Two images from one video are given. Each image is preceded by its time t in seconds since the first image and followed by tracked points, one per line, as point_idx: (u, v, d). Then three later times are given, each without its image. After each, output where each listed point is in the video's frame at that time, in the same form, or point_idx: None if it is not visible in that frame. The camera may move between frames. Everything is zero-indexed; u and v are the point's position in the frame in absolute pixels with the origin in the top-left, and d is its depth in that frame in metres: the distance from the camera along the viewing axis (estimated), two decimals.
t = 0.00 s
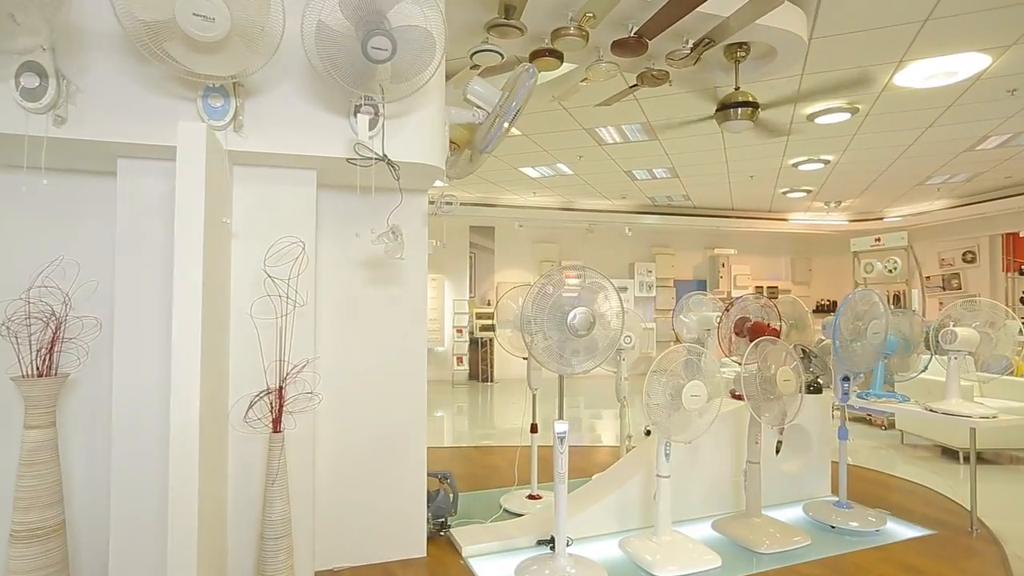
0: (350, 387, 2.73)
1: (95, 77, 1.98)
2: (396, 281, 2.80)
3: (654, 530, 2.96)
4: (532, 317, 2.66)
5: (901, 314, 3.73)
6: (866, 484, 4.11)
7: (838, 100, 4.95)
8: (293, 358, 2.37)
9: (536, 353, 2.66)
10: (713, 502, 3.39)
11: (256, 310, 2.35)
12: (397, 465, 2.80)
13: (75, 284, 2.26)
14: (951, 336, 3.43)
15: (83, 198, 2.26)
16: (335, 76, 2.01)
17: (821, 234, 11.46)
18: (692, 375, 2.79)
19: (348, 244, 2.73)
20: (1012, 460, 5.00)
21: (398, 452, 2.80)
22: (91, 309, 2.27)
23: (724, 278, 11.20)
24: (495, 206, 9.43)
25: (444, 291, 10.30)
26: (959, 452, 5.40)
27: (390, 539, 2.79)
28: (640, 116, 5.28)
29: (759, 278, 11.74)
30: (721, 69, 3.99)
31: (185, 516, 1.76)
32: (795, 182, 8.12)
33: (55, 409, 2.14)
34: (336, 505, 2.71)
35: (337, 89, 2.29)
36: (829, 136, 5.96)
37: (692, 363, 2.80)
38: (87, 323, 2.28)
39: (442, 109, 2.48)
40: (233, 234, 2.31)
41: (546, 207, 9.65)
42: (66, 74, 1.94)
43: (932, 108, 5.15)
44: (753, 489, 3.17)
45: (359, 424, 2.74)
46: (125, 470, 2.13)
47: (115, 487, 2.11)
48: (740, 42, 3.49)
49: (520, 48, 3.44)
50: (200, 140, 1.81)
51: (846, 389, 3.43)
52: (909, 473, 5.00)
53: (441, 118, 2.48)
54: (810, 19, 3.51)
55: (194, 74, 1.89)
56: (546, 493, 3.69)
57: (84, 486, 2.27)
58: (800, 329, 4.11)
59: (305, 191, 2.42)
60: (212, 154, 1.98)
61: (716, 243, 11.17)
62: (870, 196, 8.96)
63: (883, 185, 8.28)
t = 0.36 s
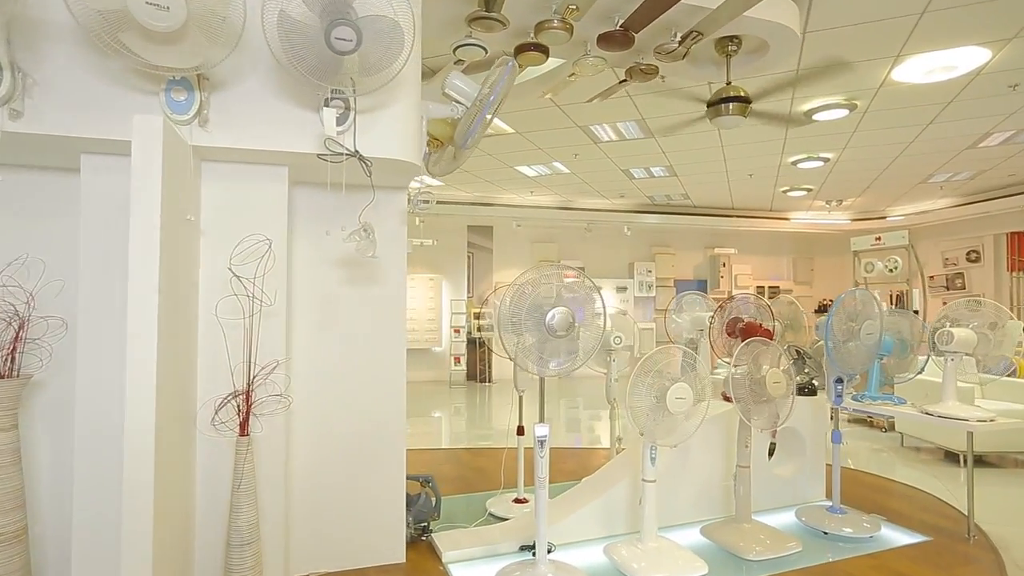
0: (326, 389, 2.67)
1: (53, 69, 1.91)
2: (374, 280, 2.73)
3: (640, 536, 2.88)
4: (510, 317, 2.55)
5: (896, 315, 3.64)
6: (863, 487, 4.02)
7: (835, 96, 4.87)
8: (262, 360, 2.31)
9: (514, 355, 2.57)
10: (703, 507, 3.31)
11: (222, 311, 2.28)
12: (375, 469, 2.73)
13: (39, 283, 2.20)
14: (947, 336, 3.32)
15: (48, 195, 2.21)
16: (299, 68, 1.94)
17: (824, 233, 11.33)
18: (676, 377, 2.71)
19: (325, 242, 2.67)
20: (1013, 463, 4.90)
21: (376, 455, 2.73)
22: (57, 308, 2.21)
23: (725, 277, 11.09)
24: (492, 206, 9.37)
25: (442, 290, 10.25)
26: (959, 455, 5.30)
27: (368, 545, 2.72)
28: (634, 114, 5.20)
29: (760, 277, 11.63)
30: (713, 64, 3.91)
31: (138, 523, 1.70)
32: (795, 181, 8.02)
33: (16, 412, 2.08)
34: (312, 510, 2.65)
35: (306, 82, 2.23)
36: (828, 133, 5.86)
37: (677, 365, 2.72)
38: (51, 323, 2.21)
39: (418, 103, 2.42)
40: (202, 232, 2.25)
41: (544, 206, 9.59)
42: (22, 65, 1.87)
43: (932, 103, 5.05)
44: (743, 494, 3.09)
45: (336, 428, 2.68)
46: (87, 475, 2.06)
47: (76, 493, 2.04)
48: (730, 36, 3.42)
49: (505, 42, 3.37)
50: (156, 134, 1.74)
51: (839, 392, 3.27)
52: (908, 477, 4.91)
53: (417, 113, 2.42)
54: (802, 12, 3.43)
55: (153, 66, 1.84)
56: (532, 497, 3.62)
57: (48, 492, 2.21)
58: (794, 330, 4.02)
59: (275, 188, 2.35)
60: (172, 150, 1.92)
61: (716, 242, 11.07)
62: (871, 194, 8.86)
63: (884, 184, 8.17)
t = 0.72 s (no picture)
0: (305, 391, 2.62)
1: (12, 61, 1.85)
2: (353, 279, 2.69)
3: (626, 543, 2.80)
4: (489, 319, 2.45)
5: (894, 315, 3.54)
6: (861, 491, 3.92)
7: (835, 92, 4.77)
8: (233, 361, 2.25)
9: (496, 358, 2.46)
10: (694, 511, 3.24)
11: (191, 310, 2.22)
12: (355, 473, 2.67)
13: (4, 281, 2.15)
14: (945, 337, 3.21)
15: (16, 191, 2.17)
16: (265, 60, 1.88)
17: (828, 232, 11.21)
18: (662, 379, 2.63)
19: (303, 241, 2.62)
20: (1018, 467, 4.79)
21: (355, 458, 2.67)
22: (25, 307, 2.16)
23: (727, 277, 10.99)
24: (492, 205, 9.31)
25: (442, 290, 10.24)
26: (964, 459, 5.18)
27: (348, 550, 2.66)
28: (630, 110, 5.13)
29: (763, 277, 11.52)
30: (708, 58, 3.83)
31: (94, 530, 1.65)
32: (797, 179, 7.91)
33: None
34: (290, 514, 2.59)
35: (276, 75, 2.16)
36: (829, 130, 5.76)
37: (664, 366, 2.64)
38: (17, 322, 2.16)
39: (396, 97, 2.36)
40: (173, 230, 2.20)
41: (544, 205, 9.52)
42: None
43: (935, 99, 4.95)
44: (734, 498, 3.01)
45: (314, 430, 2.62)
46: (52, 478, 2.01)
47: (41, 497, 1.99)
48: (723, 29, 3.33)
49: (493, 36, 3.31)
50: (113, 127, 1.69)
51: (835, 393, 3.23)
52: (910, 480, 4.80)
53: (395, 108, 2.36)
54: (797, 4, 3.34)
55: (114, 60, 1.79)
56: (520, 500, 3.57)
57: (17, 494, 2.16)
58: (791, 330, 3.95)
59: (249, 185, 2.28)
60: (135, 145, 1.86)
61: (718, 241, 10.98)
62: (875, 193, 8.74)
63: (888, 182, 8.05)
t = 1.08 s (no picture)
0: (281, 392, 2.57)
1: None
2: (332, 278, 2.64)
3: (613, 549, 2.72)
4: (465, 318, 2.37)
5: (893, 315, 3.44)
6: (861, 496, 3.82)
7: (836, 86, 4.66)
8: (202, 361, 2.19)
9: (474, 359, 2.37)
10: (685, 516, 3.16)
11: (158, 310, 2.16)
12: (333, 476, 2.61)
13: None
14: (945, 338, 3.11)
15: None
16: (226, 51, 1.81)
17: (834, 231, 11.04)
18: (647, 381, 2.55)
19: (281, 239, 2.58)
20: None
21: (334, 461, 2.62)
22: None
23: (732, 276, 10.86)
24: (492, 204, 9.25)
25: (443, 290, 10.19)
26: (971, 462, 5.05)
27: (326, 555, 2.60)
28: (626, 107, 5.05)
29: (768, 276, 11.37)
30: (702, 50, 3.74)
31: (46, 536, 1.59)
32: (801, 176, 7.78)
33: None
34: (267, 518, 2.54)
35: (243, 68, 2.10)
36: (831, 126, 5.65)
37: (649, 368, 2.57)
38: None
39: (371, 90, 2.29)
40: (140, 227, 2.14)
41: (545, 204, 9.44)
42: None
43: (940, 93, 4.83)
44: (725, 504, 2.93)
45: (291, 432, 2.57)
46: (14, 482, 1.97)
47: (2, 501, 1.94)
48: (716, 21, 3.24)
49: (479, 30, 3.24)
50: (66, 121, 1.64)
51: (831, 396, 3.13)
52: (913, 484, 4.69)
53: (371, 101, 2.29)
54: None
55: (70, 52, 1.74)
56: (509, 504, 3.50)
57: None
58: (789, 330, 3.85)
59: (220, 183, 2.23)
60: (95, 140, 1.81)
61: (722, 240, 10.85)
62: (881, 190, 8.59)
63: (894, 179, 7.90)
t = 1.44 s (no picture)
0: (259, 393, 2.52)
1: None
2: (311, 277, 2.58)
3: (598, 556, 2.64)
4: (441, 321, 2.45)
5: (894, 316, 3.39)
6: (862, 501, 3.71)
7: (838, 81, 4.56)
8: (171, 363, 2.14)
9: (449, 356, 2.46)
10: (676, 521, 3.08)
11: (126, 310, 2.11)
12: (312, 479, 2.56)
13: None
14: (945, 339, 3.01)
15: None
16: (185, 42, 1.75)
17: (842, 229, 10.87)
18: (633, 383, 2.48)
19: (258, 237, 2.53)
20: None
21: (312, 463, 2.56)
22: None
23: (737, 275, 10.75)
24: (494, 203, 9.19)
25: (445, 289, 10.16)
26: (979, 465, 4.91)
27: (305, 559, 2.55)
28: (623, 103, 4.97)
29: (775, 275, 11.23)
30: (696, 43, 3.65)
31: None
32: (806, 173, 7.64)
33: None
34: (244, 522, 2.50)
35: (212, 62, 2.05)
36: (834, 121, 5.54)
37: (635, 369, 2.49)
38: None
39: (346, 83, 2.23)
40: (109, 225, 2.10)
41: (547, 203, 9.37)
42: None
43: (945, 87, 4.70)
44: (716, 509, 2.85)
45: (269, 434, 2.53)
46: None
47: None
48: (709, 12, 3.15)
49: (466, 23, 3.18)
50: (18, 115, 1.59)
51: (827, 398, 3.05)
52: (918, 488, 4.57)
53: (345, 95, 2.23)
54: None
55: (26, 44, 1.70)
56: (499, 507, 3.44)
57: None
58: (789, 329, 3.72)
59: (191, 179, 2.18)
60: (54, 134, 1.76)
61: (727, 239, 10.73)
62: (889, 188, 8.43)
63: (902, 176, 7.75)
